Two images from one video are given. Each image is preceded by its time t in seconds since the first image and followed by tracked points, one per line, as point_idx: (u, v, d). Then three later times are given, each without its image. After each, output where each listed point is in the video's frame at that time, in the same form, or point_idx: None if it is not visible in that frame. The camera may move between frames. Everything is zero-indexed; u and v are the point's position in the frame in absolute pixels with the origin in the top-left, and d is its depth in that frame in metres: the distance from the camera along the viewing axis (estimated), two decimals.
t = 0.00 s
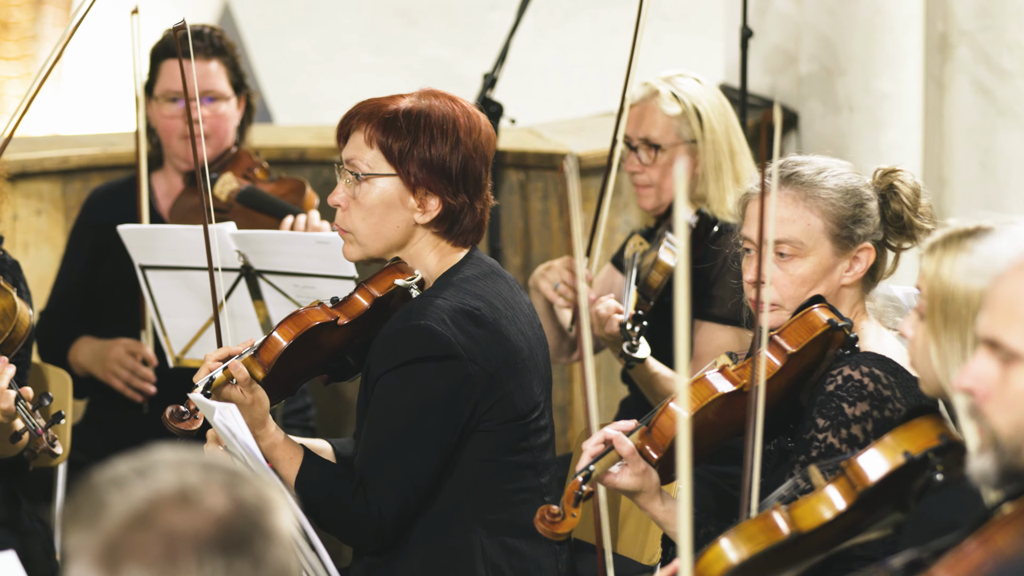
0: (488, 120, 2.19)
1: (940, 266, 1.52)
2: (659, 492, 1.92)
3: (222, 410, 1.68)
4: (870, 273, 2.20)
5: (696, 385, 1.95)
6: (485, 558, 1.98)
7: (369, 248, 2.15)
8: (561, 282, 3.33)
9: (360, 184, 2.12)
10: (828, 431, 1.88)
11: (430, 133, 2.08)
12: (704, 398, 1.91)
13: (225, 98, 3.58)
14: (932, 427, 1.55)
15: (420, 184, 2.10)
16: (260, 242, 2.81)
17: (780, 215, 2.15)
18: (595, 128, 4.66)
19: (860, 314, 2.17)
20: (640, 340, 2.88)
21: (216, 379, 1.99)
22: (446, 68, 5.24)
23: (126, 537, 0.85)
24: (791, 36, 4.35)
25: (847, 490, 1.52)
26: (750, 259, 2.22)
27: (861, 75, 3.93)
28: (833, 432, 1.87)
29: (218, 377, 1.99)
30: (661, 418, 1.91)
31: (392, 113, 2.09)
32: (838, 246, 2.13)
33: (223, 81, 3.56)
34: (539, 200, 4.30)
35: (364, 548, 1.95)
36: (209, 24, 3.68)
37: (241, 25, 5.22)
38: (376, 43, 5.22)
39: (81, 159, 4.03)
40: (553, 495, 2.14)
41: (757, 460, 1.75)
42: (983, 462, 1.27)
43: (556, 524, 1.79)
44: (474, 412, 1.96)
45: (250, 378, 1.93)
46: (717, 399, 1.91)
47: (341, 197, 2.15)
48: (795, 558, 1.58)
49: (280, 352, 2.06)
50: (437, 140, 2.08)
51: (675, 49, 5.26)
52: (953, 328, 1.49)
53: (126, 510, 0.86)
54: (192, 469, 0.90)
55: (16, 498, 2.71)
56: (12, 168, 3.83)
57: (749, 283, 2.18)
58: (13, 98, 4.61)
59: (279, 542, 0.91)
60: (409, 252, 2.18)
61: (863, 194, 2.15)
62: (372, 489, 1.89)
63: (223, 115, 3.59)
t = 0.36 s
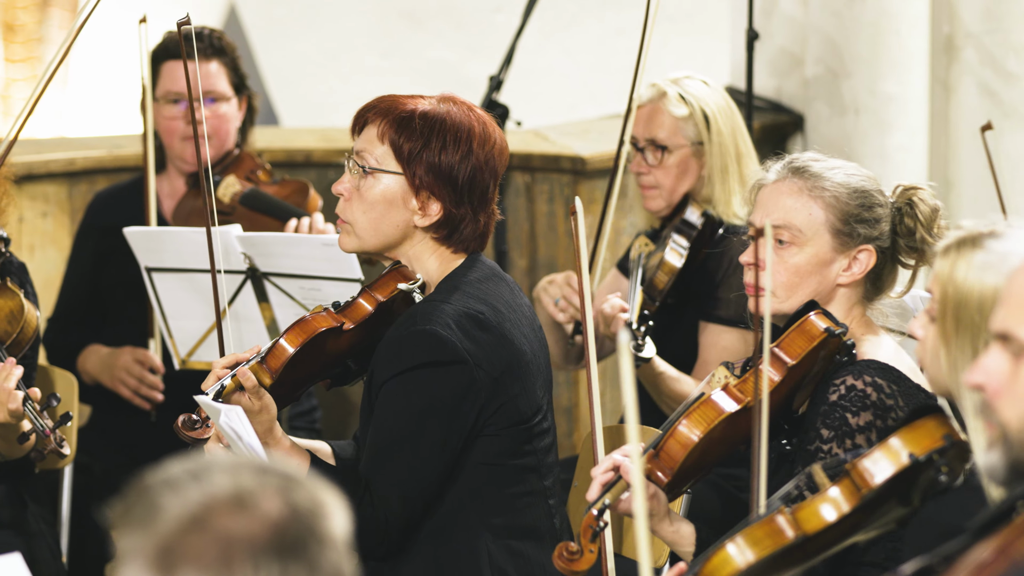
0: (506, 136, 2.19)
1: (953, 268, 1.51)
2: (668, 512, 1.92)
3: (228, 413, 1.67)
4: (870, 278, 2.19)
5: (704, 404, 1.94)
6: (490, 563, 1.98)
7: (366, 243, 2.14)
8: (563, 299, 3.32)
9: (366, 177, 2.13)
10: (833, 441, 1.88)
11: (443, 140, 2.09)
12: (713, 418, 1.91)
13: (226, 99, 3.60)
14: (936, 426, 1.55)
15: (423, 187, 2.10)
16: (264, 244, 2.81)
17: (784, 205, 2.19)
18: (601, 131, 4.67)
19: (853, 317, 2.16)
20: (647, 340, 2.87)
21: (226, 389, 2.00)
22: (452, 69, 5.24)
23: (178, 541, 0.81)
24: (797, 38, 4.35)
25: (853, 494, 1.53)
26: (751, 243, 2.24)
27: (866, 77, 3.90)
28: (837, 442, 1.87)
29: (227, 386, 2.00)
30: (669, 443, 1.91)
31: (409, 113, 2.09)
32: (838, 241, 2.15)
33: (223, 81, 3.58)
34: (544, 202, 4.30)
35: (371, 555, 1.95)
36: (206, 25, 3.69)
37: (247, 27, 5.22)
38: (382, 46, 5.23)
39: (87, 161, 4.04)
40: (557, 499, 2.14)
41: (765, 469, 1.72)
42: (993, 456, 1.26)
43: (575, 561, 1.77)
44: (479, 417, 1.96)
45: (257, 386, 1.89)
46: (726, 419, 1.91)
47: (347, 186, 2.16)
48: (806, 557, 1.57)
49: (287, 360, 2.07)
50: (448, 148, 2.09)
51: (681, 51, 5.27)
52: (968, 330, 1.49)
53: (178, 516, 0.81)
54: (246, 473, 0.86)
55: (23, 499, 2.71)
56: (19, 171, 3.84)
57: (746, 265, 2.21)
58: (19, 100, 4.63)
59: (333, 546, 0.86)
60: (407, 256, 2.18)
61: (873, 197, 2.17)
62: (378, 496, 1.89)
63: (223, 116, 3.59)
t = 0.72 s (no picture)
0: (523, 148, 2.18)
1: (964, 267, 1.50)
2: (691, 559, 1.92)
3: (234, 414, 1.66)
4: (867, 279, 2.18)
5: (722, 451, 1.91)
6: (495, 565, 1.98)
7: (372, 238, 2.14)
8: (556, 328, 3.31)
9: (379, 174, 2.12)
10: (844, 453, 1.90)
11: (463, 148, 2.08)
12: (731, 464, 1.89)
13: (229, 101, 3.61)
14: (939, 432, 1.54)
15: (437, 193, 2.09)
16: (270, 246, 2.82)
17: (780, 205, 2.19)
18: (607, 132, 4.66)
19: (849, 321, 2.16)
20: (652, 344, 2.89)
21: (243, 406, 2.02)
22: (458, 70, 5.24)
23: (196, 545, 0.78)
24: (802, 39, 4.35)
25: (855, 502, 1.53)
26: (747, 243, 2.24)
27: (874, 74, 3.90)
28: (849, 453, 1.89)
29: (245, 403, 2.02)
30: (691, 496, 1.90)
31: (432, 118, 2.08)
32: (832, 239, 2.15)
33: (225, 84, 3.59)
34: (550, 204, 4.31)
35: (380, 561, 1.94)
36: (209, 28, 3.69)
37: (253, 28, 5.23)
38: (389, 47, 5.24)
39: (93, 162, 4.05)
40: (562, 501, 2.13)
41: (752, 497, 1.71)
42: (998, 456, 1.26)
43: None
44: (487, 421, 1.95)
45: (272, 403, 1.89)
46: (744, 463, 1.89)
47: (359, 179, 2.15)
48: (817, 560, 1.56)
49: (300, 375, 2.10)
50: (468, 156, 2.08)
51: (687, 52, 5.26)
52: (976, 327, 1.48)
53: (195, 519, 0.79)
54: (260, 475, 0.83)
55: (29, 499, 2.72)
56: (25, 172, 3.85)
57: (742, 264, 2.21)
58: (24, 101, 4.64)
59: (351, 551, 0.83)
60: (413, 256, 2.17)
61: (869, 195, 2.17)
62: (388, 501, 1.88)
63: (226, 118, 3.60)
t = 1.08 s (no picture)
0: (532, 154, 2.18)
1: (968, 274, 1.50)
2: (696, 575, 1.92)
3: (237, 416, 1.66)
4: (855, 276, 2.17)
5: (719, 467, 1.92)
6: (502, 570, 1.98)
7: (377, 240, 2.14)
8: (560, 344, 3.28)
9: (387, 178, 2.12)
10: (843, 454, 1.90)
11: (474, 155, 2.07)
12: (731, 479, 1.90)
13: (232, 101, 3.62)
14: (941, 435, 1.53)
15: (445, 199, 2.09)
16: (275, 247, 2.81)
17: (759, 211, 2.19)
18: (609, 134, 4.66)
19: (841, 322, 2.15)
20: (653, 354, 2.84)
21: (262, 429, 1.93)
22: (461, 71, 5.29)
23: (174, 549, 0.76)
24: (805, 40, 4.34)
25: (858, 504, 1.52)
26: (731, 253, 2.25)
27: (876, 79, 3.90)
28: (848, 455, 1.89)
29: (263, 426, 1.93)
30: (692, 513, 1.90)
31: (444, 125, 2.07)
32: (813, 239, 2.15)
33: (228, 85, 3.59)
34: (553, 205, 4.30)
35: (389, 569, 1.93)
36: (211, 29, 3.70)
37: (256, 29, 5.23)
38: (393, 47, 5.26)
39: (96, 164, 4.07)
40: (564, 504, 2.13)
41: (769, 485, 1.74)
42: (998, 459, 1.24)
43: None
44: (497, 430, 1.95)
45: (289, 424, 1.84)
46: (743, 477, 1.90)
47: (367, 178, 2.14)
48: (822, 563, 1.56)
49: (317, 394, 2.04)
50: (479, 164, 2.07)
51: (690, 54, 5.27)
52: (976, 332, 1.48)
53: (173, 524, 0.76)
54: (239, 477, 0.80)
55: (33, 500, 2.72)
56: (28, 173, 3.86)
57: (727, 274, 2.22)
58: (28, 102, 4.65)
59: (331, 551, 0.81)
60: (418, 258, 2.16)
61: (847, 192, 2.16)
62: (400, 512, 1.87)
63: (230, 118, 3.61)
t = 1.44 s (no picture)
0: (534, 155, 2.18)
1: (958, 276, 1.51)
2: None
3: (239, 416, 1.65)
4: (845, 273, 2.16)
5: (706, 473, 1.92)
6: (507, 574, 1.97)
7: (382, 245, 2.14)
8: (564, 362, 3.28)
9: (389, 185, 2.12)
10: (833, 453, 1.90)
11: (476, 158, 2.07)
12: (718, 485, 1.90)
13: (230, 101, 3.60)
14: (943, 435, 1.53)
15: (448, 204, 2.09)
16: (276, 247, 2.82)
17: (746, 213, 2.19)
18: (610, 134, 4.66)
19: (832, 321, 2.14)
20: (643, 371, 2.86)
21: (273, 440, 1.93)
22: (463, 72, 5.31)
23: (146, 554, 0.83)
24: (807, 41, 4.34)
25: (859, 506, 1.52)
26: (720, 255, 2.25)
27: (877, 80, 3.88)
28: (838, 454, 1.89)
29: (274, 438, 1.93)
30: (680, 521, 1.90)
31: (445, 128, 2.06)
32: (802, 238, 2.14)
33: (226, 84, 3.58)
34: (555, 205, 4.30)
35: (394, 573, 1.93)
36: (210, 30, 3.70)
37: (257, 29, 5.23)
38: (393, 48, 5.27)
39: (97, 164, 4.07)
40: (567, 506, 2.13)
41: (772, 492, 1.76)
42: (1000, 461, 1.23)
43: None
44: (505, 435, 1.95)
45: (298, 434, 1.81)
46: (731, 482, 1.91)
47: (369, 184, 2.14)
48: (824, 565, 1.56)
49: (325, 405, 2.04)
50: (481, 167, 2.07)
51: (691, 55, 5.28)
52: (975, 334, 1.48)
53: (143, 528, 0.83)
54: (208, 477, 0.87)
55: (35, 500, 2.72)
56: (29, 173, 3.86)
57: (718, 277, 2.22)
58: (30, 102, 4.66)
59: (299, 546, 0.89)
60: (424, 262, 2.17)
61: (834, 190, 2.17)
62: (409, 517, 1.86)
63: (229, 118, 3.60)
